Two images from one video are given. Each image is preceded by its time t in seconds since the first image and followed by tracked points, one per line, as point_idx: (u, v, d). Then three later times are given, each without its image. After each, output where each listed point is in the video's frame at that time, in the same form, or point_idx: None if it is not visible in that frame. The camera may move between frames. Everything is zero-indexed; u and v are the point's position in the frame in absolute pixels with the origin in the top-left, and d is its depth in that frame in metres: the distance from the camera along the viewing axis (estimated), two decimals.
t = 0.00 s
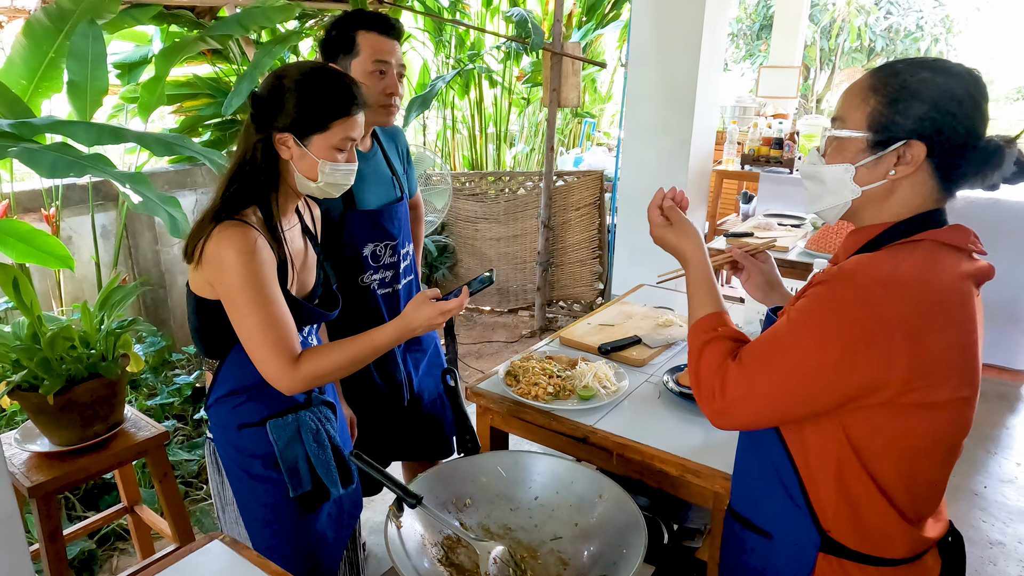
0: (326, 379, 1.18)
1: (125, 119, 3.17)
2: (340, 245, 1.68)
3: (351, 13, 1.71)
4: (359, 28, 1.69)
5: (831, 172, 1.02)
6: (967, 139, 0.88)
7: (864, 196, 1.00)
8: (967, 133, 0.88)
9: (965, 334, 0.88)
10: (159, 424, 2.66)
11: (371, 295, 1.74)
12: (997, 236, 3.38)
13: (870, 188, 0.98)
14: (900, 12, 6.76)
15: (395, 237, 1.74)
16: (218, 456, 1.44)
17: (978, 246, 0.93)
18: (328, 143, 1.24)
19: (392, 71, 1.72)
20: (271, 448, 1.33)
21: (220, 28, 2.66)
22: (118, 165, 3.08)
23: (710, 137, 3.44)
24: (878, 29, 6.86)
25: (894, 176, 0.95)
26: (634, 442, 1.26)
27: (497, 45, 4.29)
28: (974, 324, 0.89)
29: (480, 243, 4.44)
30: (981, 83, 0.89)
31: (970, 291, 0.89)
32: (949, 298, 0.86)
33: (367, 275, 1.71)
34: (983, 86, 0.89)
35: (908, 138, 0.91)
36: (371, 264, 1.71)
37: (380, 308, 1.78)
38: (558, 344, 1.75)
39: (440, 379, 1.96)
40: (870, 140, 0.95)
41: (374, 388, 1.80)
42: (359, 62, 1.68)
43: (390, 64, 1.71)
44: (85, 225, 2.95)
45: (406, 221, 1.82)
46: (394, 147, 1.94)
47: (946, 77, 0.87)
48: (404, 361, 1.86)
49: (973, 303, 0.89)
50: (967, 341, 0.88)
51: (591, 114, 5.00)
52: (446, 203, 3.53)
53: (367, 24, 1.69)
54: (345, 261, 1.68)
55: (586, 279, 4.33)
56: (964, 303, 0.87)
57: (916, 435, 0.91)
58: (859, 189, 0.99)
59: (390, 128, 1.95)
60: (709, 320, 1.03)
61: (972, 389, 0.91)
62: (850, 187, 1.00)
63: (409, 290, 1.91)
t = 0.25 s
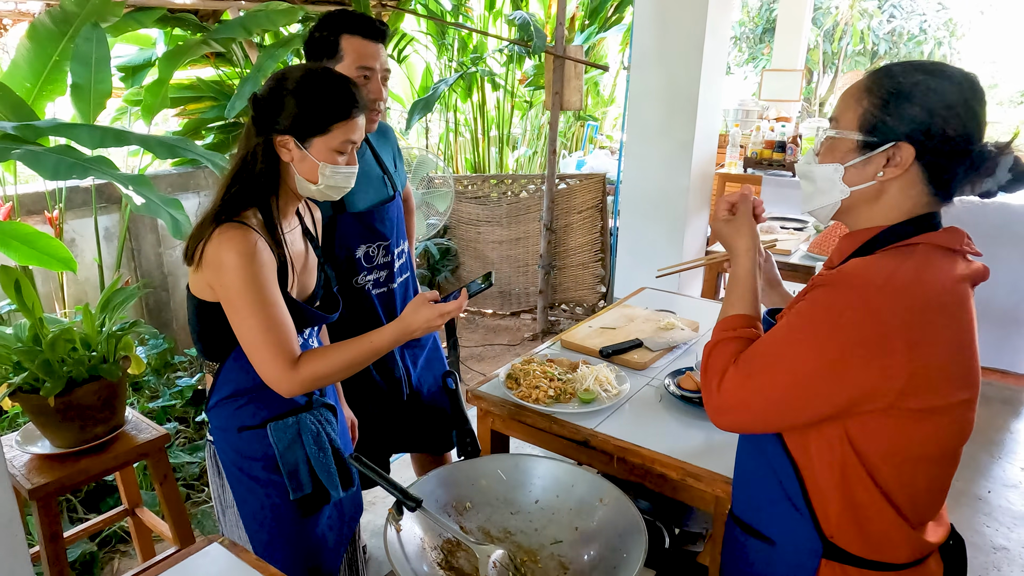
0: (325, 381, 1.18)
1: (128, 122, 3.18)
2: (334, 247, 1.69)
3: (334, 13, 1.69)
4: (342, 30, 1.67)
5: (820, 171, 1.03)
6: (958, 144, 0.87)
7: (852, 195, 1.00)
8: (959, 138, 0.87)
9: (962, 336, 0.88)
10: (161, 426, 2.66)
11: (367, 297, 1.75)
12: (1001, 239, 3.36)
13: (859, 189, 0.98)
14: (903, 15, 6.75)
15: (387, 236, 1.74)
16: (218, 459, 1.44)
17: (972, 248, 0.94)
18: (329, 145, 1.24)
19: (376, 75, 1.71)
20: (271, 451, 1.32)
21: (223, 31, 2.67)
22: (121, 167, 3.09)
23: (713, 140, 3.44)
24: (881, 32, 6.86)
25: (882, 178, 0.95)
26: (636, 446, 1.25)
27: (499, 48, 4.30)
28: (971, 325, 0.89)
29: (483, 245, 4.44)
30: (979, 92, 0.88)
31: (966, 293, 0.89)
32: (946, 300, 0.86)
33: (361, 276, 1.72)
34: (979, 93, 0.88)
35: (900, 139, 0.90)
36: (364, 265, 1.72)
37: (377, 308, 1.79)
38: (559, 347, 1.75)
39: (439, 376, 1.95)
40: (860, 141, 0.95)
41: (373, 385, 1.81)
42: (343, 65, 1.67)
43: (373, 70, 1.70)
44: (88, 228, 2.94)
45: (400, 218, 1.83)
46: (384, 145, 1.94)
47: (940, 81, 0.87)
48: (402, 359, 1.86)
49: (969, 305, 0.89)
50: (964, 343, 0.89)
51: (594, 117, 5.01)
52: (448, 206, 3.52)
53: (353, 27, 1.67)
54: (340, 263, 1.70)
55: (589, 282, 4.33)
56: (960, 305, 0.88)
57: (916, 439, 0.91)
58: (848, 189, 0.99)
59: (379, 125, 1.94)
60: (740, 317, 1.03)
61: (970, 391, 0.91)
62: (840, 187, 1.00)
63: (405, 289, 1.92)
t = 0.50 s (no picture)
0: (323, 383, 1.17)
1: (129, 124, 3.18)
2: (335, 245, 1.70)
3: (358, 19, 1.67)
4: (362, 42, 1.65)
5: (825, 174, 1.02)
6: (965, 147, 0.87)
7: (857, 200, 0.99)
8: (964, 141, 0.86)
9: (967, 343, 0.88)
10: (161, 428, 2.66)
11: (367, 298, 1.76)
12: (1002, 241, 3.36)
13: (863, 193, 0.98)
14: (905, 18, 6.77)
15: (387, 240, 1.74)
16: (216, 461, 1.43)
17: (978, 254, 0.93)
18: (325, 147, 1.24)
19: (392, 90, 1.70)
20: (269, 453, 1.32)
21: (224, 32, 2.68)
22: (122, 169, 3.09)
23: (714, 142, 3.43)
24: (883, 35, 6.87)
25: (886, 181, 0.94)
26: (634, 449, 1.25)
27: (500, 50, 4.31)
28: (977, 331, 0.89)
29: (483, 248, 4.43)
30: (982, 90, 0.87)
31: (972, 299, 0.88)
32: (952, 307, 0.86)
33: (360, 277, 1.72)
34: (982, 94, 0.87)
35: (901, 143, 0.90)
36: (363, 266, 1.72)
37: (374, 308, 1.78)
38: (558, 349, 1.74)
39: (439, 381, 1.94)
40: (865, 145, 0.95)
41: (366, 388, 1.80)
42: (359, 76, 1.65)
43: (389, 84, 1.68)
44: (89, 229, 2.95)
45: (403, 223, 1.80)
46: (398, 151, 1.94)
47: (943, 83, 0.86)
48: (399, 362, 1.85)
49: (975, 311, 0.88)
50: (970, 350, 0.88)
51: (595, 119, 5.01)
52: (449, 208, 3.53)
53: (373, 39, 1.66)
54: (341, 261, 1.71)
55: (589, 284, 4.32)
56: (966, 311, 0.87)
57: (921, 446, 0.90)
58: (852, 194, 0.99)
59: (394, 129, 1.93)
60: (751, 317, 1.03)
61: (975, 398, 0.91)
62: (845, 191, 1.00)
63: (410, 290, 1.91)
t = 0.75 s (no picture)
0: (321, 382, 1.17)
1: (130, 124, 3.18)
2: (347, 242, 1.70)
3: (392, 24, 1.70)
4: (395, 48, 1.67)
5: (830, 178, 1.02)
6: (966, 146, 0.87)
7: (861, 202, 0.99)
8: (965, 141, 0.86)
9: (973, 344, 0.87)
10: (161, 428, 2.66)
11: (378, 296, 1.76)
12: (1004, 242, 3.35)
13: (865, 195, 0.97)
14: (906, 19, 6.79)
15: (402, 239, 1.74)
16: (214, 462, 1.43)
17: (985, 254, 0.92)
18: (321, 147, 1.24)
19: (420, 97, 1.72)
20: (267, 454, 1.32)
21: (225, 33, 2.68)
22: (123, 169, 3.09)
23: (715, 143, 3.43)
24: (884, 36, 6.89)
25: (888, 183, 0.94)
26: (634, 449, 1.24)
27: (501, 51, 4.31)
28: (983, 332, 0.88)
29: (484, 248, 4.42)
30: (984, 88, 0.86)
31: (978, 299, 0.88)
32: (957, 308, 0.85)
33: (372, 274, 1.73)
34: (985, 92, 0.86)
35: (902, 144, 0.90)
36: (376, 264, 1.73)
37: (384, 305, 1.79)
38: (558, 350, 1.74)
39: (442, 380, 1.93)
40: (865, 146, 0.94)
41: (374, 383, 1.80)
42: (390, 82, 1.68)
43: (417, 91, 1.70)
44: (90, 229, 2.95)
45: (420, 223, 1.81)
46: (425, 153, 1.93)
47: (943, 83, 0.86)
48: (410, 363, 1.83)
49: (981, 312, 0.88)
50: (975, 351, 0.88)
51: (596, 119, 5.01)
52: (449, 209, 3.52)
53: (406, 46, 1.67)
54: (352, 257, 1.72)
55: (590, 285, 4.32)
56: (972, 312, 0.86)
57: (925, 448, 0.90)
58: (855, 196, 0.99)
59: (422, 129, 1.94)
60: (753, 321, 1.03)
61: (981, 399, 0.90)
62: (847, 194, 0.99)
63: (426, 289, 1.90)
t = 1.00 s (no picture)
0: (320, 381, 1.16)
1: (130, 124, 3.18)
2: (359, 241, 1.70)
3: (419, 29, 1.68)
4: (419, 53, 1.66)
5: (832, 170, 1.02)
6: (973, 148, 0.86)
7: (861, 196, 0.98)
8: (972, 143, 0.85)
9: (972, 342, 0.87)
10: (160, 428, 2.66)
11: (387, 296, 1.77)
12: (1005, 242, 3.34)
13: (866, 190, 0.97)
14: (908, 19, 6.78)
15: (415, 241, 1.75)
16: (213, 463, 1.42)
17: (982, 252, 0.92)
18: (319, 144, 1.23)
19: (441, 105, 1.70)
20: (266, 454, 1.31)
21: (226, 33, 2.68)
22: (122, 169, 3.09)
23: (716, 143, 3.42)
24: (885, 36, 6.89)
25: (890, 180, 0.93)
26: (632, 450, 1.24)
27: (501, 51, 4.31)
28: (983, 330, 0.88)
29: (484, 249, 4.41)
30: (997, 91, 0.85)
31: (976, 298, 0.88)
32: (956, 305, 0.85)
33: (383, 273, 1.73)
34: (999, 96, 0.85)
35: (909, 143, 0.89)
36: (387, 263, 1.73)
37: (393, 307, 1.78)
38: (557, 350, 1.73)
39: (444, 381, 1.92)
40: (870, 141, 0.94)
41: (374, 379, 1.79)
42: (412, 87, 1.66)
43: (439, 98, 1.69)
44: (90, 230, 2.95)
45: (434, 226, 1.82)
46: (444, 158, 1.93)
47: (957, 84, 0.85)
48: (415, 363, 1.83)
49: (980, 310, 0.88)
50: (974, 349, 0.87)
51: (596, 120, 5.00)
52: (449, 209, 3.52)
53: (431, 52, 1.66)
54: (363, 256, 1.72)
55: (590, 285, 4.31)
56: (971, 310, 0.86)
57: (927, 446, 0.89)
58: (856, 189, 0.98)
59: (443, 136, 1.93)
60: (749, 322, 1.02)
61: (980, 397, 0.90)
62: (849, 188, 0.99)
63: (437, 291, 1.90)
